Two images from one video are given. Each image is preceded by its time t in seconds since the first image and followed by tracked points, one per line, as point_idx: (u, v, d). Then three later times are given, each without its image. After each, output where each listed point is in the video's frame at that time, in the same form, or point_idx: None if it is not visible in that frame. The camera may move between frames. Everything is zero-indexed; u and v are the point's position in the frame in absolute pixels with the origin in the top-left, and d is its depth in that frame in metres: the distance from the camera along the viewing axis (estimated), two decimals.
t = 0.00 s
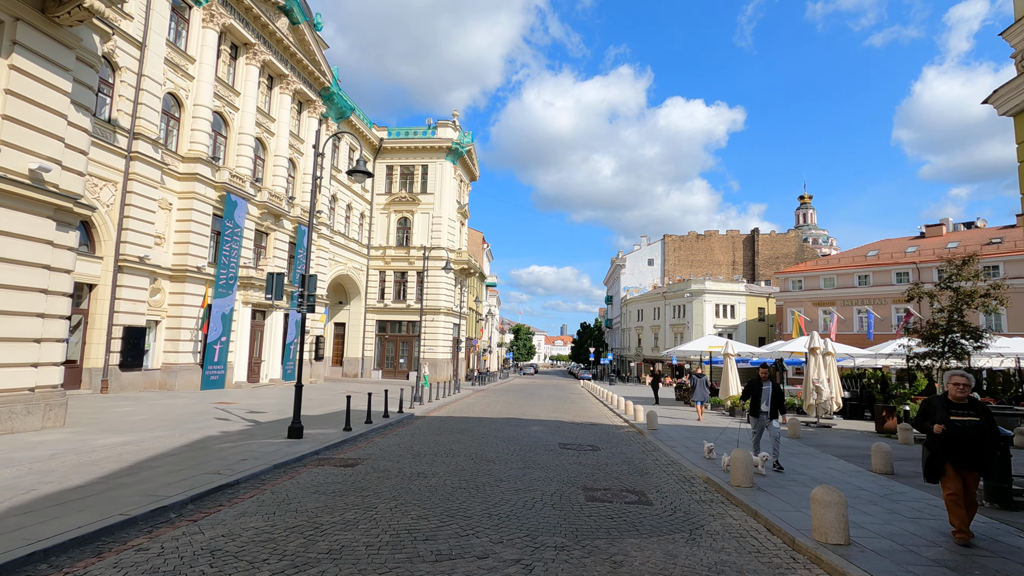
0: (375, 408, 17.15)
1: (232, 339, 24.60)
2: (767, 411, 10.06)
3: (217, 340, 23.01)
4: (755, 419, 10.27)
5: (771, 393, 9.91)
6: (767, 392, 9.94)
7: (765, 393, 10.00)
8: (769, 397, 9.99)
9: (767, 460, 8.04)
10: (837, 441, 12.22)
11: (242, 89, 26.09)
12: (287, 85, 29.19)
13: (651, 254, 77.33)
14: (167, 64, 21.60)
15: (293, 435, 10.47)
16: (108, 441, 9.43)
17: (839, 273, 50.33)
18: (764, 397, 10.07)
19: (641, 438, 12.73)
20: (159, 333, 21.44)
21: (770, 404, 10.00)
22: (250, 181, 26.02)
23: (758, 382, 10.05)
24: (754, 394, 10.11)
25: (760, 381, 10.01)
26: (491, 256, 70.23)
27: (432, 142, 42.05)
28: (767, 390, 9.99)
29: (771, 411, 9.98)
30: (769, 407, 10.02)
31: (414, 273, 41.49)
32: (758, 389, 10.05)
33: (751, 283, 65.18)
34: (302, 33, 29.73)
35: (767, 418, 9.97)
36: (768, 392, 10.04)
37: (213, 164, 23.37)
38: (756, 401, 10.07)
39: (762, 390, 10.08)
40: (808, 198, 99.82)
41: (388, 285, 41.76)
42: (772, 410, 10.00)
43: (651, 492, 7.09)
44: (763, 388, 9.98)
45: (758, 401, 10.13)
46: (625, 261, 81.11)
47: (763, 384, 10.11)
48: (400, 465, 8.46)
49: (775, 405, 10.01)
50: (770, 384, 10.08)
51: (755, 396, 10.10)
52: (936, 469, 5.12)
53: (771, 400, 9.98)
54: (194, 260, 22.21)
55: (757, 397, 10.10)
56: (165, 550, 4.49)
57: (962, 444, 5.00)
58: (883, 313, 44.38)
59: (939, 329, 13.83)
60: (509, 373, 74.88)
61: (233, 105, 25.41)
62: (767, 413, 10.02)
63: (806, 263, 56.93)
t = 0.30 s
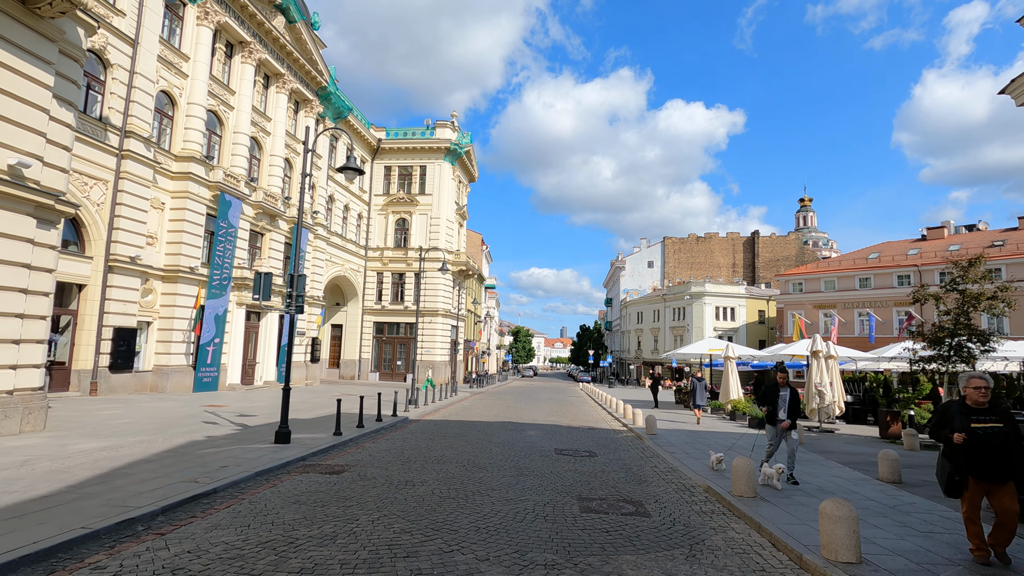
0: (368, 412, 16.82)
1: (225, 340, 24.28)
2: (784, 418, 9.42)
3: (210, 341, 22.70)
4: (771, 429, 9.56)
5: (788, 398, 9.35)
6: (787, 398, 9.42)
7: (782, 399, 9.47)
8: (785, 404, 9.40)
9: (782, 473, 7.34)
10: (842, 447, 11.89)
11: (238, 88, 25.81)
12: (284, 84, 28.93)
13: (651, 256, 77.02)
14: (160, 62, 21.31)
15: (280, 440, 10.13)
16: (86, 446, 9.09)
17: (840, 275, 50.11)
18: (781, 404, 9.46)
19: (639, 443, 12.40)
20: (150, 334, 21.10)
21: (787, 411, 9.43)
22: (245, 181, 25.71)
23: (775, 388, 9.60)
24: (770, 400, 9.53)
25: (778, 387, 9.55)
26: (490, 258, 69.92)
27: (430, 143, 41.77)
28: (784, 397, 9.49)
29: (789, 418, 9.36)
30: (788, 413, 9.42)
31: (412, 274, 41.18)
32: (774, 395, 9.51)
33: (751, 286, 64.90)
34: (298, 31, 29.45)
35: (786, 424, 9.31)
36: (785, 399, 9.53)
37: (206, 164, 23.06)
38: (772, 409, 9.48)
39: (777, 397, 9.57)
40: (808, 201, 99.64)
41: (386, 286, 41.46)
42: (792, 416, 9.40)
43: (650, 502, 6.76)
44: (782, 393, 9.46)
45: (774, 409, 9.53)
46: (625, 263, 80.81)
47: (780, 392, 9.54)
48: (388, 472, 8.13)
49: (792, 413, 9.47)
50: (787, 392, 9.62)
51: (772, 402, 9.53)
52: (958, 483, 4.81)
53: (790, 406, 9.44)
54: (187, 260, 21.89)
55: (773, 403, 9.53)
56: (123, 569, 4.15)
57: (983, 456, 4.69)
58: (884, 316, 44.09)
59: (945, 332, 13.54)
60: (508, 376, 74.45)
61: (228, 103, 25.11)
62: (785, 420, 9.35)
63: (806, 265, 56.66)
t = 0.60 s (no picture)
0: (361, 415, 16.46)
1: (217, 341, 23.92)
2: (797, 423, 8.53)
3: (202, 342, 22.36)
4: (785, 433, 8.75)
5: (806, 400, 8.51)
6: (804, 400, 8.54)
7: (798, 401, 8.60)
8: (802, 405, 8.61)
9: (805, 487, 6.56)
10: (846, 451, 11.58)
11: (231, 85, 25.47)
12: (278, 82, 28.60)
13: (649, 257, 76.71)
14: (151, 57, 20.96)
15: (266, 443, 9.78)
16: (62, 450, 8.73)
17: (839, 277, 49.92)
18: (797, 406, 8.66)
19: (637, 447, 12.05)
20: (140, 334, 20.73)
21: (803, 416, 8.56)
22: (238, 179, 25.38)
23: (793, 388, 8.73)
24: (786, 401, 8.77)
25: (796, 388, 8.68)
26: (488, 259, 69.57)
27: (427, 143, 41.39)
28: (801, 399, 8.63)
29: (802, 422, 8.48)
30: (802, 418, 8.54)
31: (408, 275, 40.81)
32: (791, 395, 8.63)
33: (750, 287, 64.68)
34: (293, 29, 29.11)
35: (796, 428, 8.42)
36: (803, 401, 8.65)
37: (199, 161, 22.71)
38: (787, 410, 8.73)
39: (794, 399, 8.70)
40: (807, 202, 99.42)
41: (382, 287, 41.09)
42: (805, 422, 8.49)
43: (648, 509, 6.43)
44: (798, 395, 8.60)
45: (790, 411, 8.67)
46: (623, 265, 80.54)
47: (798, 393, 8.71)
48: (374, 477, 7.78)
49: (808, 418, 8.57)
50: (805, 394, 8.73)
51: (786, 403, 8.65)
52: (992, 497, 4.49)
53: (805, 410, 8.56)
54: (177, 259, 21.51)
55: (788, 405, 8.65)
56: None
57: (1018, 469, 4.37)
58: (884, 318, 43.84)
59: (951, 333, 13.28)
60: (506, 378, 74.09)
61: (221, 101, 24.78)
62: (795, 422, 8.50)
63: (806, 267, 56.43)
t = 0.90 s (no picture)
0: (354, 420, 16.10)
1: (211, 344, 23.59)
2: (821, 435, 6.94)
3: (195, 346, 22.03)
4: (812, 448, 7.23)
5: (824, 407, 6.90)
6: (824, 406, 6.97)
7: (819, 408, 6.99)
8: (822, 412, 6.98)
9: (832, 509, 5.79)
10: (853, 458, 11.22)
11: (226, 85, 25.19)
12: (275, 82, 28.32)
13: (650, 260, 76.35)
14: (144, 56, 20.67)
15: (251, 451, 9.42)
16: (36, 457, 8.37)
17: (841, 280, 49.57)
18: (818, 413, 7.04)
19: (637, 453, 11.66)
20: (131, 337, 20.40)
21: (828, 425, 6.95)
22: (233, 180, 25.08)
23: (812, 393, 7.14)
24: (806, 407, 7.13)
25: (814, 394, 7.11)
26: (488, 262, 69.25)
27: (426, 144, 41.07)
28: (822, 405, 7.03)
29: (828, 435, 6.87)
30: (825, 428, 6.91)
31: (407, 277, 40.50)
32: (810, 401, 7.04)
33: (751, 290, 64.35)
34: (290, 29, 28.82)
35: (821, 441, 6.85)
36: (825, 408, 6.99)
37: (192, 162, 22.39)
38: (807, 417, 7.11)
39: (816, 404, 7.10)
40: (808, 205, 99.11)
41: (380, 290, 40.76)
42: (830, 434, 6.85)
43: (648, 522, 6.07)
44: (818, 400, 6.99)
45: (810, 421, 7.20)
46: (624, 267, 80.22)
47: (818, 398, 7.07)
48: (360, 487, 7.41)
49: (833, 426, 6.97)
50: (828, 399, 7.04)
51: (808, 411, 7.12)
52: None
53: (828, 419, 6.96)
54: (170, 261, 21.18)
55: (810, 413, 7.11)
56: None
57: None
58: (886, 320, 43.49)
59: (958, 335, 12.96)
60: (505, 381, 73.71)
61: (215, 101, 24.50)
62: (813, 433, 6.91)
63: (807, 269, 56.12)
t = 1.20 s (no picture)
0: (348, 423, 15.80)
1: (205, 346, 23.28)
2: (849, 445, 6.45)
3: (188, 348, 21.72)
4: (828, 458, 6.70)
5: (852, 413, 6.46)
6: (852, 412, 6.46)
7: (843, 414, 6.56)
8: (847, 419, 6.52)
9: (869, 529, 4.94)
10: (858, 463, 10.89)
11: (222, 84, 24.97)
12: (271, 82, 28.12)
13: (650, 263, 76.07)
14: (137, 54, 20.42)
15: (236, 455, 9.09)
16: (9, 462, 8.05)
17: (843, 282, 49.24)
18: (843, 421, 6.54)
19: (636, 457, 11.33)
20: (123, 338, 20.11)
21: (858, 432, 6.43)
22: (228, 180, 24.83)
23: (834, 398, 6.68)
24: (826, 416, 6.65)
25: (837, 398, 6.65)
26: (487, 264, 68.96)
27: (425, 145, 40.79)
28: (849, 411, 6.54)
29: (862, 443, 6.31)
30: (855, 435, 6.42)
31: (405, 279, 40.22)
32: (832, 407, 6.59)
33: (752, 293, 64.03)
34: (287, 29, 28.58)
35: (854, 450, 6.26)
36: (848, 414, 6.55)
37: (187, 162, 22.11)
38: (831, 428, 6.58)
39: (839, 410, 6.62)
40: (808, 208, 98.81)
41: (379, 292, 40.45)
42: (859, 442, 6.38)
43: (646, 532, 5.74)
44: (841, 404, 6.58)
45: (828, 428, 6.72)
46: (624, 270, 79.88)
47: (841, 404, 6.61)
48: (345, 493, 7.09)
49: (863, 435, 6.49)
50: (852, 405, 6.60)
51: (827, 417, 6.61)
52: None
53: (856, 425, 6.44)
54: (163, 261, 20.90)
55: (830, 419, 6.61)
56: None
57: None
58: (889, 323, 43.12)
59: (965, 338, 12.67)
60: (505, 384, 73.29)
61: (211, 100, 24.27)
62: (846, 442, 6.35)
63: (809, 272, 55.81)
